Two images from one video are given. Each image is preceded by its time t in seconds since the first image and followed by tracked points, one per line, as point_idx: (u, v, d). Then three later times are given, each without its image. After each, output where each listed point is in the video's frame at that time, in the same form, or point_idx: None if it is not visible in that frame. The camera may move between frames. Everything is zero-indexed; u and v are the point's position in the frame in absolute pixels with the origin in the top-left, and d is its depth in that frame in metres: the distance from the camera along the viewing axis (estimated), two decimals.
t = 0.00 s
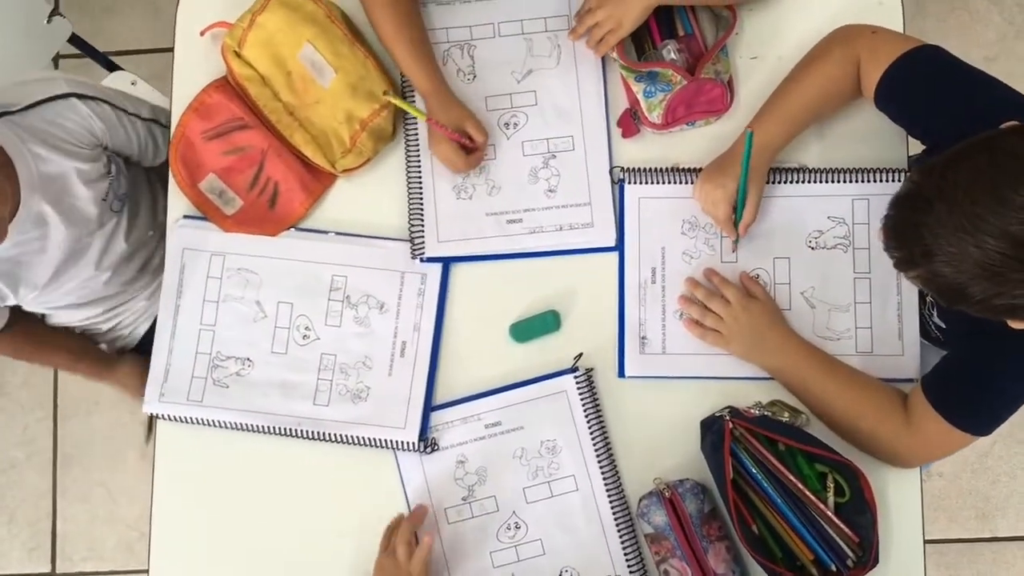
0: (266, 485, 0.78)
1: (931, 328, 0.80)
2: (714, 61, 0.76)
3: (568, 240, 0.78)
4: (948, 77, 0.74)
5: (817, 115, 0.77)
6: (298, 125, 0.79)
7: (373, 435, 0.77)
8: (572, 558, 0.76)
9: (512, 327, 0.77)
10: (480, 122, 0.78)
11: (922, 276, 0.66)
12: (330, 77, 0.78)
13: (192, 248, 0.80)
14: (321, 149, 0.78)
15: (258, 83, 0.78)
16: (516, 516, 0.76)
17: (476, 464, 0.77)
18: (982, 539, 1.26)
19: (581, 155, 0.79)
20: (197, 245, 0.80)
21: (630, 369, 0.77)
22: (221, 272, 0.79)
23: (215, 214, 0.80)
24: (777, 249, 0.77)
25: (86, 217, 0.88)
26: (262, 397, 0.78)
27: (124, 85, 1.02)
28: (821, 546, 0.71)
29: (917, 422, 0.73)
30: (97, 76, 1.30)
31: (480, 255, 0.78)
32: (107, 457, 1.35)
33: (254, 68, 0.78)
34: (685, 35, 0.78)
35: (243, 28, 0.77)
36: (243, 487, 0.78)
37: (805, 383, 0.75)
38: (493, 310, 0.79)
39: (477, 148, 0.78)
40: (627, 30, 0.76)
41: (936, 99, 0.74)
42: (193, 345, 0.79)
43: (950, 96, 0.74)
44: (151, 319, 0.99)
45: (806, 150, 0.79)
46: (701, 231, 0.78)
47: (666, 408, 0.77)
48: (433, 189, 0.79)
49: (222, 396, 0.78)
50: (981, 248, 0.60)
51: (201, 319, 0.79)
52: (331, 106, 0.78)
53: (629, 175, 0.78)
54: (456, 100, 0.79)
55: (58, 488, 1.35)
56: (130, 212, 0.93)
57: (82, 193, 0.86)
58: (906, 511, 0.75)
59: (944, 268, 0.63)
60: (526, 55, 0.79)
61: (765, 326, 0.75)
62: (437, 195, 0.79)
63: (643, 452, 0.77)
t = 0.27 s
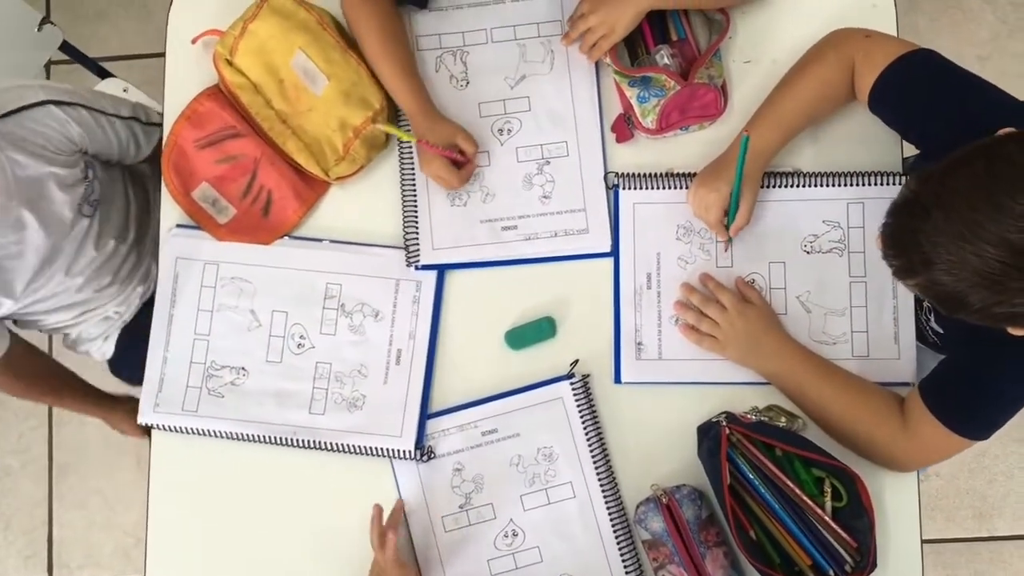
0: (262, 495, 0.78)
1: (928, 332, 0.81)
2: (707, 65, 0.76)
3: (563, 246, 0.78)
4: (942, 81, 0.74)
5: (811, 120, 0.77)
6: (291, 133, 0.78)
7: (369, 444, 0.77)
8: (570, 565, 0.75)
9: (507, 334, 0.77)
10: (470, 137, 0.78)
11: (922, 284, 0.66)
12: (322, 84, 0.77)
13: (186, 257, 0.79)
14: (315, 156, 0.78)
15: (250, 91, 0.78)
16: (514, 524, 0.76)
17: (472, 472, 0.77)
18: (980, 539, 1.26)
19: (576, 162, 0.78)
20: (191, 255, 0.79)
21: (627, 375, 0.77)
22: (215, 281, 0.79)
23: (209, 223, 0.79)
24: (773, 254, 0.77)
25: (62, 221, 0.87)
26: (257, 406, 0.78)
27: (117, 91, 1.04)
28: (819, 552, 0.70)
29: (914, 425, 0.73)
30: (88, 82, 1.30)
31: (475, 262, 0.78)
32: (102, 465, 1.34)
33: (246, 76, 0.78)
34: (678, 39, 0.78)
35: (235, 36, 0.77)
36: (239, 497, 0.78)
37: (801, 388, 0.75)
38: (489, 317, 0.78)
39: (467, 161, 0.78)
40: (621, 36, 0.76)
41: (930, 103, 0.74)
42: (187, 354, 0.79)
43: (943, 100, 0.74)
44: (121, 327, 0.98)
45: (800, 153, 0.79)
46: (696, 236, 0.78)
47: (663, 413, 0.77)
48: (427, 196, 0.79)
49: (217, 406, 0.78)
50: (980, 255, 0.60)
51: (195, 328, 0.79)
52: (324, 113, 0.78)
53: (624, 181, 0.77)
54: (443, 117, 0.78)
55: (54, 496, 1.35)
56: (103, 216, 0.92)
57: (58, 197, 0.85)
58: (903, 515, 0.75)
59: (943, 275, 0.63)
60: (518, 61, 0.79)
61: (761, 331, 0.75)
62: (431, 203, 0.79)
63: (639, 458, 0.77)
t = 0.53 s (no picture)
0: (261, 503, 0.78)
1: (928, 334, 0.80)
2: (704, 70, 0.76)
3: (561, 252, 0.78)
4: (940, 84, 0.74)
5: (808, 125, 0.77)
6: (286, 140, 0.78)
7: (367, 451, 0.77)
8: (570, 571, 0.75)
9: (505, 340, 0.77)
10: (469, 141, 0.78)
11: (931, 285, 0.66)
12: (318, 91, 0.77)
13: (181, 265, 0.79)
14: (310, 163, 0.78)
15: (245, 98, 0.77)
16: (513, 530, 0.76)
17: (471, 478, 0.76)
18: (978, 538, 1.26)
19: (574, 167, 0.78)
20: (186, 262, 0.79)
21: (625, 381, 0.76)
22: (211, 288, 0.79)
23: (205, 230, 0.79)
24: (770, 258, 0.77)
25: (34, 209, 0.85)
26: (254, 415, 0.78)
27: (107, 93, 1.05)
28: (818, 556, 0.71)
29: (915, 429, 0.73)
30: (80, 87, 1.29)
31: (472, 268, 0.78)
32: (99, 470, 1.34)
33: (241, 84, 0.77)
34: (674, 44, 0.78)
35: (230, 44, 0.76)
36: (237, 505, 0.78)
37: (801, 393, 0.74)
38: (487, 323, 0.78)
39: (467, 165, 0.78)
40: (616, 42, 0.76)
41: (928, 106, 0.74)
42: (184, 362, 0.78)
43: (942, 103, 0.74)
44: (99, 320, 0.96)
45: (797, 157, 0.79)
46: (694, 241, 0.77)
47: (662, 418, 0.76)
48: (424, 202, 0.78)
49: (215, 414, 0.78)
50: (989, 255, 0.60)
51: (192, 336, 0.79)
52: (320, 121, 0.77)
53: (621, 186, 0.77)
54: (437, 123, 0.78)
55: (51, 502, 1.34)
56: (76, 200, 0.90)
57: (25, 181, 0.84)
58: (903, 519, 0.75)
59: (951, 277, 0.63)
60: (515, 66, 0.79)
61: (760, 336, 0.75)
62: (428, 209, 0.78)
63: (639, 463, 0.76)
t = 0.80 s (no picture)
0: (260, 513, 0.77)
1: (930, 341, 0.81)
2: (702, 77, 0.76)
3: (560, 260, 0.77)
4: (940, 87, 0.74)
5: (805, 128, 0.77)
6: (283, 148, 0.78)
7: (366, 460, 0.76)
8: None
9: (504, 348, 0.77)
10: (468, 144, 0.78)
11: (937, 283, 0.65)
12: (315, 99, 0.77)
13: (178, 274, 0.79)
14: (307, 172, 0.77)
15: (242, 106, 0.77)
16: (513, 539, 0.76)
17: (471, 486, 0.76)
18: (978, 541, 1.26)
19: (573, 174, 0.78)
20: (183, 272, 0.79)
21: (624, 389, 0.76)
22: (209, 298, 0.78)
23: (202, 239, 0.79)
24: (769, 265, 0.77)
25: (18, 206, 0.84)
26: (251, 425, 0.77)
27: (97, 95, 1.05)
28: (819, 564, 0.70)
29: (917, 434, 0.73)
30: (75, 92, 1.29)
31: (471, 276, 0.78)
32: (96, 477, 1.33)
33: (238, 92, 0.77)
34: (672, 50, 0.78)
35: (226, 51, 0.76)
36: (236, 515, 0.78)
37: (801, 400, 0.74)
38: (486, 331, 0.78)
39: (466, 169, 0.78)
40: (614, 50, 0.76)
41: (928, 111, 0.74)
42: (182, 372, 0.78)
43: (943, 106, 0.73)
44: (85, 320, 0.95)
45: (796, 163, 0.79)
46: (693, 248, 0.77)
47: (661, 426, 0.76)
48: (422, 210, 0.78)
49: (213, 424, 0.77)
50: (997, 249, 0.60)
51: (189, 345, 0.78)
52: (316, 129, 0.77)
53: (620, 193, 0.77)
54: (437, 128, 0.78)
55: (49, 509, 1.34)
56: (56, 196, 0.89)
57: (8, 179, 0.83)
58: (904, 526, 0.74)
59: (958, 272, 0.62)
60: (513, 73, 0.78)
61: (759, 343, 0.75)
62: (426, 216, 0.78)
63: (639, 471, 0.76)
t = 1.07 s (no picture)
0: (257, 527, 0.77)
1: (927, 349, 0.80)
2: (698, 87, 0.76)
3: (556, 271, 0.77)
4: (935, 96, 0.74)
5: (801, 139, 0.77)
6: (279, 160, 0.77)
7: (363, 474, 0.76)
8: None
9: (501, 361, 0.77)
10: (465, 156, 0.78)
11: (931, 283, 0.64)
12: (310, 111, 0.76)
13: (174, 288, 0.78)
14: (302, 184, 0.77)
15: (237, 119, 0.77)
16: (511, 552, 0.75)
17: (469, 499, 0.76)
18: (976, 546, 1.24)
19: (569, 186, 0.78)
20: (179, 285, 0.78)
21: (621, 401, 0.76)
22: (204, 311, 0.78)
23: (197, 253, 0.79)
24: (765, 276, 0.77)
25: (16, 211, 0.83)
26: (248, 438, 0.77)
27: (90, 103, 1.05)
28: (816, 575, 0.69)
29: (916, 445, 0.73)
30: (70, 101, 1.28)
31: (466, 288, 0.77)
32: (95, 486, 1.33)
33: (232, 104, 0.77)
34: (669, 60, 0.78)
35: (221, 64, 0.76)
36: (233, 529, 0.77)
37: (799, 411, 0.74)
38: (482, 343, 0.78)
39: (465, 182, 0.77)
40: (609, 61, 0.76)
41: (925, 121, 0.73)
42: (178, 387, 0.78)
43: (938, 116, 0.73)
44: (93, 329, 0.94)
45: (793, 173, 0.79)
46: (689, 259, 0.77)
47: (659, 438, 0.76)
48: (418, 222, 0.78)
49: (209, 438, 0.77)
50: (995, 249, 0.58)
51: (185, 359, 0.78)
52: (312, 142, 0.77)
53: (616, 204, 0.77)
54: (434, 140, 0.78)
55: (47, 519, 1.33)
56: (59, 198, 0.88)
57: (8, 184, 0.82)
58: (903, 538, 0.74)
59: (955, 272, 0.61)
60: (508, 84, 0.78)
61: (757, 355, 0.75)
62: (422, 228, 0.78)
63: (636, 483, 0.76)
